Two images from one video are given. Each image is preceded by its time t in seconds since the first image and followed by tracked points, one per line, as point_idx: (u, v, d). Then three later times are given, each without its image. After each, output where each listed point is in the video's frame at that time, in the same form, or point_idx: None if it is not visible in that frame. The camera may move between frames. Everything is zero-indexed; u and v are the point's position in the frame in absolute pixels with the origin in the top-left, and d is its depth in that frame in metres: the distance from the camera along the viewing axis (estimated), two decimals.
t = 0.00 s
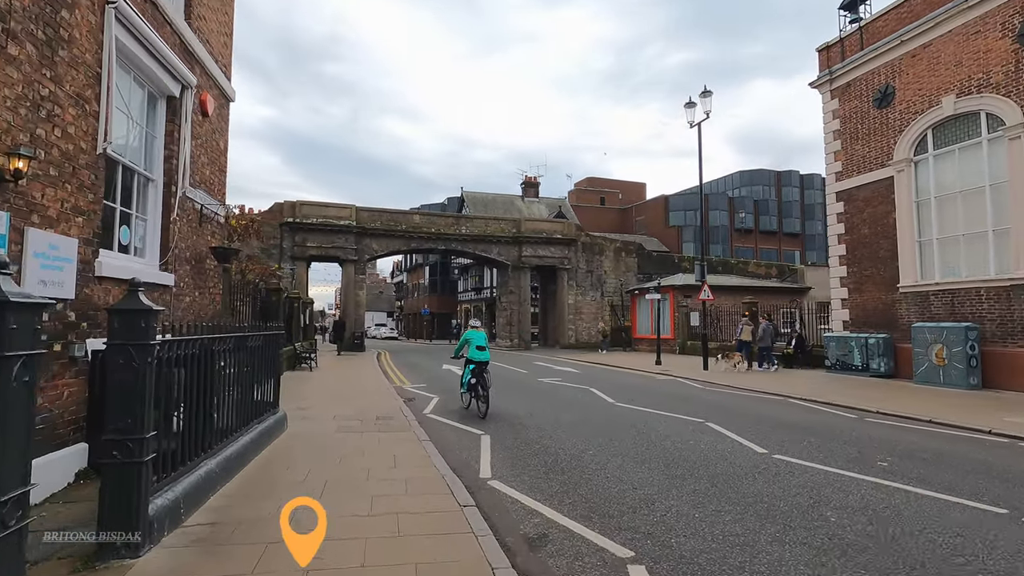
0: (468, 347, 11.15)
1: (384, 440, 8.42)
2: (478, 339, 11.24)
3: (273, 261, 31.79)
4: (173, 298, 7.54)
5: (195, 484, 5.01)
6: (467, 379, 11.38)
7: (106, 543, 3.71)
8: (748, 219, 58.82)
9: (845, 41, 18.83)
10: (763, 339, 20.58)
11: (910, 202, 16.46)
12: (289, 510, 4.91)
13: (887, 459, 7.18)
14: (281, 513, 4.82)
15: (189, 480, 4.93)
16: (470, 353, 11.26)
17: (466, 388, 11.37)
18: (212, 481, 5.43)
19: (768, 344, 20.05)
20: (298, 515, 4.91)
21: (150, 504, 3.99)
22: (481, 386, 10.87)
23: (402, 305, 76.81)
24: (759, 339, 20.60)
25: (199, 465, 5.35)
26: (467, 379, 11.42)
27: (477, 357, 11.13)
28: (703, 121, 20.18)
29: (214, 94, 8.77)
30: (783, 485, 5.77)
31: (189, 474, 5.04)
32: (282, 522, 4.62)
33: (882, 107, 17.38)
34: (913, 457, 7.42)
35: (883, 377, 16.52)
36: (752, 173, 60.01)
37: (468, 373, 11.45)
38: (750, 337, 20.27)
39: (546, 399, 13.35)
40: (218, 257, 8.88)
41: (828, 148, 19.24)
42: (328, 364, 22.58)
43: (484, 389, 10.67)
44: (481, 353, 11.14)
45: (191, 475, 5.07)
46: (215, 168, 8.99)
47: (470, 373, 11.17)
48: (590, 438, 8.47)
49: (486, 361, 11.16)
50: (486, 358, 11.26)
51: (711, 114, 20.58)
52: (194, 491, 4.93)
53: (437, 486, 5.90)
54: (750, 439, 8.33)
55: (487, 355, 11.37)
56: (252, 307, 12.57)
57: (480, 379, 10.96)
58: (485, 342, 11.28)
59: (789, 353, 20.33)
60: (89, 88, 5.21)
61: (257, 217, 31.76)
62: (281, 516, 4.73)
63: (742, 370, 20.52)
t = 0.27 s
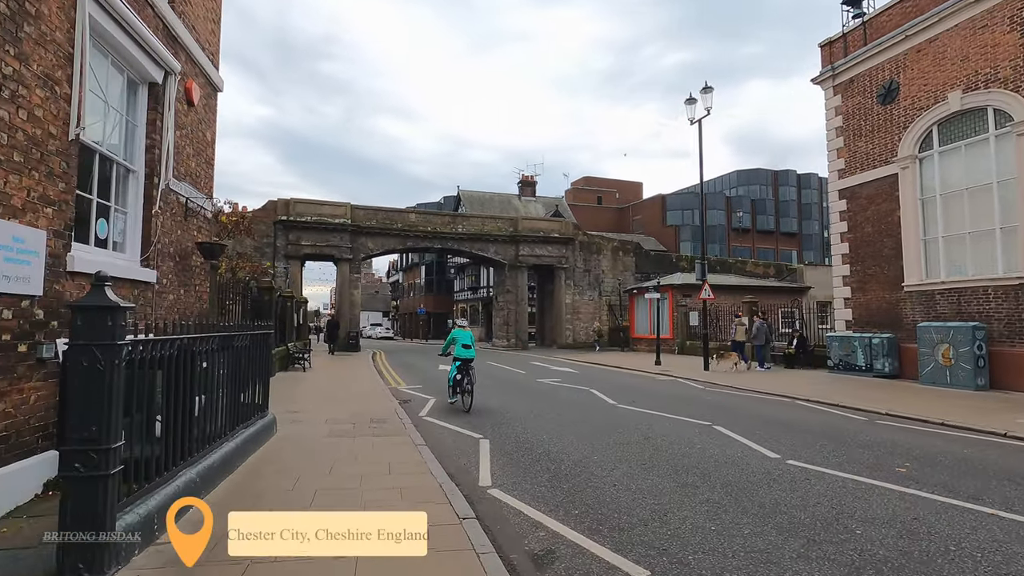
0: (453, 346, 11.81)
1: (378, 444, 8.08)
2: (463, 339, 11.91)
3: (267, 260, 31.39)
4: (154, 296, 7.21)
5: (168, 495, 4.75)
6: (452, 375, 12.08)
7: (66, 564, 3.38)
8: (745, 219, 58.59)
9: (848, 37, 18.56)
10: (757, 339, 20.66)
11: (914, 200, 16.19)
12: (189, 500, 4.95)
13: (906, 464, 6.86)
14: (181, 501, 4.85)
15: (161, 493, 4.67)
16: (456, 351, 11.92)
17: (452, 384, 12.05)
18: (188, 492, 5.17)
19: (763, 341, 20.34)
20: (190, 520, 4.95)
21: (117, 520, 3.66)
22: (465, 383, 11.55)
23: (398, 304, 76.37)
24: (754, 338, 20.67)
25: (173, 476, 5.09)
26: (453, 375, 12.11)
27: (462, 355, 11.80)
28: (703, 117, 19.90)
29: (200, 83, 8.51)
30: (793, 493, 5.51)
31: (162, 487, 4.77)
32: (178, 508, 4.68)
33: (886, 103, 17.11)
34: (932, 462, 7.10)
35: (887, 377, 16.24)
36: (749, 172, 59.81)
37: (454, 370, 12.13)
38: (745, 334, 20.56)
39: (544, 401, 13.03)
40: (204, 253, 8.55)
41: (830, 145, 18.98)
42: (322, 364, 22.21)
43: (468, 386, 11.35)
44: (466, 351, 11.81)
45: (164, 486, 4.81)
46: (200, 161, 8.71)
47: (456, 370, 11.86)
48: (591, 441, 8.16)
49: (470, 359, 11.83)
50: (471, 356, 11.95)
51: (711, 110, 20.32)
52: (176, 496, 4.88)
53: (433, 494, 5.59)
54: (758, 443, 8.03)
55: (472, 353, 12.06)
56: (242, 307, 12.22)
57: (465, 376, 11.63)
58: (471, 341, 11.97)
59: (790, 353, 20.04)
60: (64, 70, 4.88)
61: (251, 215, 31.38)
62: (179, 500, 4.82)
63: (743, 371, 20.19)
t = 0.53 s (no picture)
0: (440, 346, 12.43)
1: (370, 451, 7.75)
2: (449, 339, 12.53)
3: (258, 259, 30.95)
4: (130, 296, 6.93)
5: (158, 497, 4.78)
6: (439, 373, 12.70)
7: None
8: (741, 218, 58.40)
9: (850, 33, 18.26)
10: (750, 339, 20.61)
11: (918, 198, 15.93)
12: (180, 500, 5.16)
13: (926, 472, 6.53)
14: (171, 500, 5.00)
15: (131, 510, 4.35)
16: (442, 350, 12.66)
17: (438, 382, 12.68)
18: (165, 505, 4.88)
19: (755, 341, 20.31)
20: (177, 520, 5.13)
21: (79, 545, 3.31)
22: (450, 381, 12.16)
23: (392, 304, 75.86)
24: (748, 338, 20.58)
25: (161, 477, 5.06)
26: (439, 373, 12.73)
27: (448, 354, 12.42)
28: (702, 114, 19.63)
29: (184, 72, 8.32)
30: (808, 507, 5.25)
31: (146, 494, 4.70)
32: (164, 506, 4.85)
33: (888, 100, 16.84)
34: (953, 469, 6.78)
35: (889, 378, 15.97)
36: (745, 172, 59.65)
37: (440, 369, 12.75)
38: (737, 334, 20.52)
39: (542, 402, 12.67)
40: (188, 249, 8.21)
41: (831, 143, 18.70)
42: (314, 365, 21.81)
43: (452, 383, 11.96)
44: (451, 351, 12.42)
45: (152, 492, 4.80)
46: (185, 153, 8.51)
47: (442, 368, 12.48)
48: (593, 447, 7.84)
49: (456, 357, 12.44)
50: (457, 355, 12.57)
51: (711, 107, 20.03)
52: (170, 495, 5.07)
53: (431, 512, 5.26)
54: (768, 447, 7.73)
55: (458, 352, 12.68)
56: (229, 306, 11.85)
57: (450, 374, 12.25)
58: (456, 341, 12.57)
59: (790, 353, 19.76)
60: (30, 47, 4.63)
61: (242, 213, 30.88)
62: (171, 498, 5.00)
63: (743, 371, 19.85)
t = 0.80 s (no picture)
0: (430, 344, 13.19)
1: (367, 456, 7.44)
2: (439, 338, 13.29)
3: (254, 258, 30.58)
4: (113, 294, 6.65)
5: (148, 499, 4.78)
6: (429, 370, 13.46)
7: None
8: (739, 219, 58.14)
9: (855, 28, 17.96)
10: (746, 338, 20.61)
11: (925, 195, 15.65)
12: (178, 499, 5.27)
13: (954, 479, 6.20)
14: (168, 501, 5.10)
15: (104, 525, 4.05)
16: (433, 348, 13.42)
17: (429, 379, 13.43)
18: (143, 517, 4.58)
19: (751, 341, 20.29)
20: (177, 519, 5.21)
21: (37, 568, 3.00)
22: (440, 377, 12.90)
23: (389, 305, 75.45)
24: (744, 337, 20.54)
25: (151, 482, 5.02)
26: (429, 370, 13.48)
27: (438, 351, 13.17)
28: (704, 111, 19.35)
29: (172, 60, 8.12)
30: (833, 518, 4.97)
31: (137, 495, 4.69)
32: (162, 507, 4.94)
33: (894, 96, 16.55)
34: (981, 475, 6.44)
35: (896, 379, 15.67)
36: (743, 172, 59.41)
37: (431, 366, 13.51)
38: (734, 335, 20.48)
39: (543, 404, 12.35)
40: (176, 244, 7.91)
41: (835, 140, 18.41)
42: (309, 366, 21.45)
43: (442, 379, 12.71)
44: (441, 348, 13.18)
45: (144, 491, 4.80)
46: (173, 144, 8.35)
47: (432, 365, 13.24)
48: (601, 452, 7.52)
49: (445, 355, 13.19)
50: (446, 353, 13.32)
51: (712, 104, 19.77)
52: (167, 495, 5.17)
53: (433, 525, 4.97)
54: (782, 451, 7.43)
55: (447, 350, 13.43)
56: (220, 305, 11.53)
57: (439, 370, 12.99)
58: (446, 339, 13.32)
59: (793, 354, 19.46)
60: None
61: (237, 212, 30.51)
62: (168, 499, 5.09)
63: (746, 372, 19.56)
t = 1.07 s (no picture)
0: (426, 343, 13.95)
1: (367, 465, 7.12)
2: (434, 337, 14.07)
3: (253, 259, 30.32)
4: (100, 293, 6.36)
5: (148, 500, 4.77)
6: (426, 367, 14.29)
7: None
8: (742, 218, 57.77)
9: (865, 22, 17.59)
10: (746, 340, 20.54)
11: (938, 192, 15.30)
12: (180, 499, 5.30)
13: (990, 488, 5.86)
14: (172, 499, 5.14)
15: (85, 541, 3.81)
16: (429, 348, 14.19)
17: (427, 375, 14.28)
18: (128, 532, 4.34)
19: (750, 342, 20.21)
20: (178, 519, 5.23)
21: None
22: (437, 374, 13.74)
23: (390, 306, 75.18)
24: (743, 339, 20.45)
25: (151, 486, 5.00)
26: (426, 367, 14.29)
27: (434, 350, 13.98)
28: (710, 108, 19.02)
29: (164, 49, 7.81)
30: (867, 533, 4.66)
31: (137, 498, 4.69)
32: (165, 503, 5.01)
33: (906, 92, 16.19)
34: (1018, 484, 6.09)
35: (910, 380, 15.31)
36: (746, 171, 59.04)
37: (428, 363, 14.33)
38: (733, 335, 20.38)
39: (548, 407, 12.02)
40: (168, 242, 7.60)
41: (844, 136, 18.06)
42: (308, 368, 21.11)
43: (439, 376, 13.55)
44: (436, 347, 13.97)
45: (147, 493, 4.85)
46: (166, 138, 8.06)
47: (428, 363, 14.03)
48: (612, 458, 7.19)
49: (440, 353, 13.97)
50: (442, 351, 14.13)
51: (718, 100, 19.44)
52: (169, 495, 5.17)
53: (437, 541, 4.67)
54: (803, 458, 7.09)
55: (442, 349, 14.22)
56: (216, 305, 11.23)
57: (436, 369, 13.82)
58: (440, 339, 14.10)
59: (802, 355, 19.11)
60: None
61: (236, 211, 30.19)
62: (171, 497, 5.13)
63: (754, 373, 19.20)
